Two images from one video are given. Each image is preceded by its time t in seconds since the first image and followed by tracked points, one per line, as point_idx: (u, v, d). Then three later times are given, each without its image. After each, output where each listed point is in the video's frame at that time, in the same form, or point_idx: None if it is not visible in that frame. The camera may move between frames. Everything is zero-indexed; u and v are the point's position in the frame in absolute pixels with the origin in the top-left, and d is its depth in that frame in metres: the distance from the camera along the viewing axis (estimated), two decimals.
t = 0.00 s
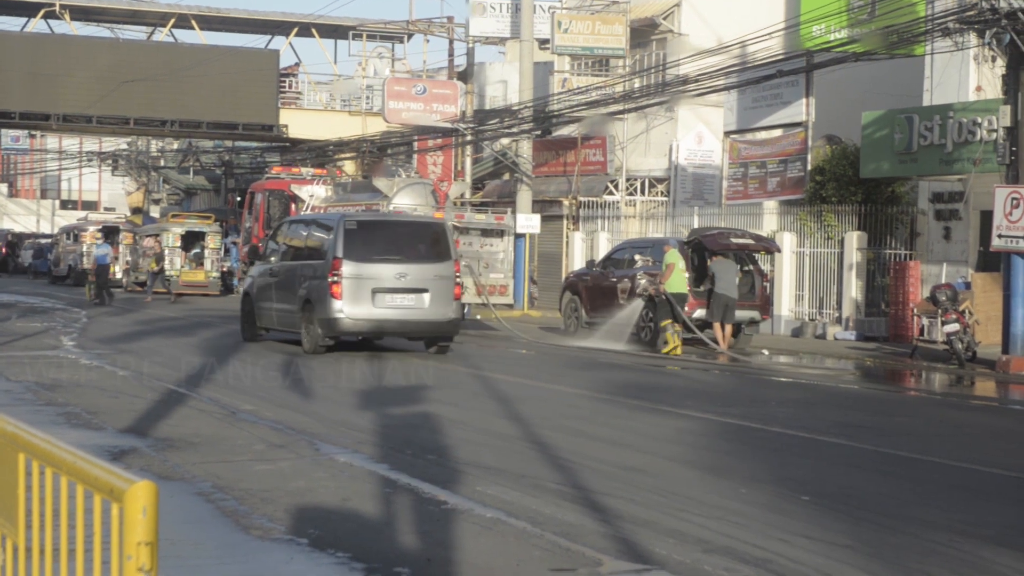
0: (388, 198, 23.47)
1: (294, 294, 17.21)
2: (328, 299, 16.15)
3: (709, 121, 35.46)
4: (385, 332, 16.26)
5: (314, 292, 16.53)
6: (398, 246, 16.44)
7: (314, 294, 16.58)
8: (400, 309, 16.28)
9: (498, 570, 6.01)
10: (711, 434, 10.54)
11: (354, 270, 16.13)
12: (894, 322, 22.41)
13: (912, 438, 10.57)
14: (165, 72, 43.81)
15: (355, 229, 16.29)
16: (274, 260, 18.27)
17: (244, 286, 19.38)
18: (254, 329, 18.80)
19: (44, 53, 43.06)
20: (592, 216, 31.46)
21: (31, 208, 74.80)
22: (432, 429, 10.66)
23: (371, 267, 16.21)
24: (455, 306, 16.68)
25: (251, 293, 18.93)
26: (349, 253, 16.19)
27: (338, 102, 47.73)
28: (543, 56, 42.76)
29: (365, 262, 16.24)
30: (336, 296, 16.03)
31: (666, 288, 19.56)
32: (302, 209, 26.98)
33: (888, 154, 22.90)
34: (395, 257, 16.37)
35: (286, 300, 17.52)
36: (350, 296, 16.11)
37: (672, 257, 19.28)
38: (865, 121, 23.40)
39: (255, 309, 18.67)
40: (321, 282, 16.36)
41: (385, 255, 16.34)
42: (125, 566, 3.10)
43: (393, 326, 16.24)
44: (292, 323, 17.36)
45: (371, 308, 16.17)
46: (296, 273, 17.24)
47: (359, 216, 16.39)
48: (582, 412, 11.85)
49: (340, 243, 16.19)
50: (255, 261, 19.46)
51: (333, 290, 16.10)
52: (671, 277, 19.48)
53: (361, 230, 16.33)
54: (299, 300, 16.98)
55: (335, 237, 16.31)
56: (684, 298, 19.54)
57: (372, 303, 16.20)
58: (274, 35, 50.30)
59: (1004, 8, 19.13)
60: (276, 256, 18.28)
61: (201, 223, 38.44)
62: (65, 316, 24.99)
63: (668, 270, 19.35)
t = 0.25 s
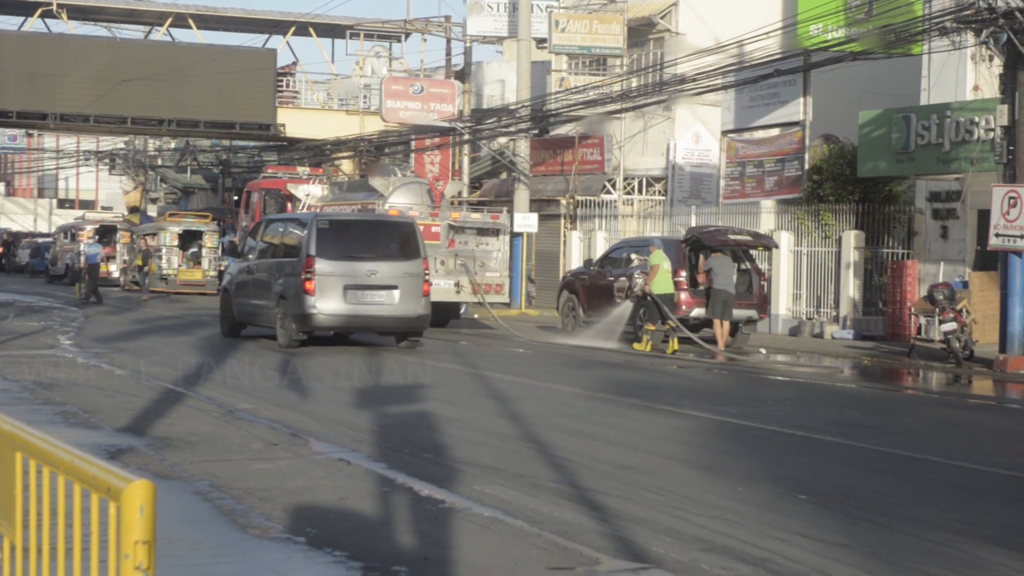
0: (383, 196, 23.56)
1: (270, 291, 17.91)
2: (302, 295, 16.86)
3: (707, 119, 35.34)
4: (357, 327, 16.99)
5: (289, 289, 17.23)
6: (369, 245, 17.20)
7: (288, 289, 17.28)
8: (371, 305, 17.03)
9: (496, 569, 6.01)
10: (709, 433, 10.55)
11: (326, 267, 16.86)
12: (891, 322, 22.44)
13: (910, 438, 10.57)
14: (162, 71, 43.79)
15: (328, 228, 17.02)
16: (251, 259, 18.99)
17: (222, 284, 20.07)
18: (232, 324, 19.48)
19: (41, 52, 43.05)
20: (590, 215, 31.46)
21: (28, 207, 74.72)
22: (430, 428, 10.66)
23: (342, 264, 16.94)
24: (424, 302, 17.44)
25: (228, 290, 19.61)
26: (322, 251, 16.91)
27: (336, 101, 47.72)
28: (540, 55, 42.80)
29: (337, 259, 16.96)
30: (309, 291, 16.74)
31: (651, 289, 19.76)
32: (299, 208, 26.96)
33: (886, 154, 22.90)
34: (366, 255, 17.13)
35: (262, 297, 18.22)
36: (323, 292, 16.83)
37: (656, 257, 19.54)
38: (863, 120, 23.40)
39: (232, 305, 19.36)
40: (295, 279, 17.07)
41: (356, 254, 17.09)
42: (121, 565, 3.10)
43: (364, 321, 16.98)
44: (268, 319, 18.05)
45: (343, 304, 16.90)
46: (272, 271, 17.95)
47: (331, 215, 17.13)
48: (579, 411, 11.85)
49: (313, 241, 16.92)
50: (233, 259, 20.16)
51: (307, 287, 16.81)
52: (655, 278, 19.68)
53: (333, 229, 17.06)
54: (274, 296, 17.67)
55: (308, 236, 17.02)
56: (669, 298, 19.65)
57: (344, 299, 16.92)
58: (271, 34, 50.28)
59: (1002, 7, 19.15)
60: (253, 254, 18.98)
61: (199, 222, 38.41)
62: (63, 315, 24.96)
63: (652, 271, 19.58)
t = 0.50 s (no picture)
0: (382, 197, 23.66)
1: (250, 289, 18.67)
2: (279, 294, 17.63)
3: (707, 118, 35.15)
4: (332, 324, 17.79)
5: (267, 287, 18.00)
6: (344, 245, 17.99)
7: (268, 287, 18.05)
8: (345, 303, 17.83)
9: (496, 569, 6.02)
10: (708, 433, 10.55)
11: (303, 266, 17.63)
12: (891, 322, 22.46)
13: (911, 438, 10.56)
14: (161, 71, 43.78)
15: (304, 229, 17.78)
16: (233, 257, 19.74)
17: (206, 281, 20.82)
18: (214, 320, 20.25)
19: (41, 52, 43.05)
20: (589, 216, 31.46)
21: (28, 207, 74.70)
22: (429, 428, 10.66)
23: (318, 263, 17.72)
24: (398, 299, 18.24)
25: (211, 287, 20.36)
26: (299, 251, 17.68)
27: (336, 101, 47.74)
28: (540, 55, 42.83)
29: (312, 259, 17.74)
30: (285, 289, 17.51)
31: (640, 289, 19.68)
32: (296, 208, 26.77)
33: (886, 154, 22.91)
34: (341, 255, 17.91)
35: (243, 294, 18.98)
36: (300, 290, 17.61)
37: (641, 257, 19.56)
38: (863, 120, 23.40)
39: (215, 302, 20.13)
40: (273, 277, 17.83)
41: (332, 253, 17.88)
42: (121, 566, 3.09)
43: (339, 318, 17.78)
44: (249, 315, 18.81)
45: (319, 302, 17.69)
46: (252, 270, 18.71)
47: (308, 216, 17.89)
48: (579, 412, 11.84)
49: (291, 241, 17.68)
50: (216, 256, 20.92)
51: (284, 285, 17.59)
52: (643, 277, 19.66)
53: (310, 229, 17.83)
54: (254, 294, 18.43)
55: (286, 236, 17.78)
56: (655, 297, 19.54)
57: (319, 297, 17.71)
58: (271, 34, 50.29)
59: (1001, 7, 19.17)
60: (235, 253, 19.76)
61: (198, 223, 38.39)
62: (63, 315, 24.95)
63: (637, 270, 19.57)
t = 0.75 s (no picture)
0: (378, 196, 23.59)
1: (229, 287, 19.15)
2: (257, 292, 18.15)
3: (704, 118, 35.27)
4: (309, 321, 18.34)
5: (246, 286, 18.50)
6: (320, 244, 18.56)
7: (246, 286, 18.55)
8: (322, 300, 18.39)
9: (494, 568, 6.02)
10: (706, 433, 10.56)
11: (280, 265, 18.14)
12: (890, 321, 22.50)
13: (909, 438, 10.56)
14: (159, 71, 43.75)
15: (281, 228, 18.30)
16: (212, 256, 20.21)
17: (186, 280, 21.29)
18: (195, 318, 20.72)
19: (39, 51, 43.03)
20: (587, 215, 31.47)
21: (25, 207, 74.69)
22: (427, 428, 10.66)
23: (294, 262, 18.28)
24: (371, 296, 18.85)
25: (192, 286, 20.83)
26: (276, 250, 18.21)
27: (334, 101, 47.76)
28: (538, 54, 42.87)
29: (289, 258, 18.31)
30: (263, 287, 18.04)
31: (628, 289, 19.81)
32: (293, 207, 26.78)
33: (883, 153, 22.93)
34: (317, 254, 18.48)
35: (222, 292, 19.46)
36: (277, 288, 18.13)
37: (629, 256, 19.69)
38: (861, 120, 23.39)
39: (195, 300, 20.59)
40: (251, 276, 18.34)
41: (307, 252, 18.43)
42: (118, 565, 3.10)
43: (315, 315, 18.33)
44: (229, 314, 19.27)
45: (296, 299, 18.22)
46: (230, 268, 19.20)
47: (284, 216, 18.42)
48: (577, 412, 11.84)
49: (268, 241, 18.19)
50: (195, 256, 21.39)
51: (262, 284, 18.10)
52: (631, 278, 19.76)
53: (286, 229, 18.37)
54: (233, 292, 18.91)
55: (264, 236, 18.29)
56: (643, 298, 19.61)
57: (296, 295, 18.25)
58: (269, 34, 50.27)
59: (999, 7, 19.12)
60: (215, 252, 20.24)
61: (196, 223, 38.31)
62: (61, 314, 24.92)
63: (625, 270, 19.68)
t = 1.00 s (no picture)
0: (376, 196, 23.57)
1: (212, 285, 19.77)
2: (239, 288, 18.78)
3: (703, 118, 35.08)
4: (289, 316, 18.98)
5: (228, 282, 19.12)
6: (299, 243, 19.22)
7: (228, 283, 19.19)
8: (301, 297, 19.03)
9: (493, 568, 6.02)
10: (704, 432, 10.56)
11: (261, 263, 18.79)
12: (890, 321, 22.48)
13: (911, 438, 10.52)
14: (158, 70, 43.67)
15: (262, 227, 18.96)
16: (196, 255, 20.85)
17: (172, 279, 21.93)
18: (179, 314, 21.33)
19: (39, 50, 42.99)
20: (586, 214, 31.47)
21: (24, 206, 74.62)
22: (426, 427, 10.65)
23: (275, 259, 18.91)
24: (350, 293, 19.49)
25: (177, 284, 21.46)
26: (256, 248, 18.86)
27: (333, 101, 47.77)
28: (537, 54, 42.87)
29: (269, 255, 18.94)
30: (245, 283, 18.68)
31: (618, 286, 20.21)
32: (292, 207, 26.95)
33: (882, 153, 22.93)
34: (296, 251, 19.13)
35: (205, 289, 20.08)
36: (258, 285, 18.77)
37: (620, 255, 20.00)
38: (859, 119, 23.38)
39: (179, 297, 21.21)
40: (233, 273, 18.98)
41: (287, 250, 19.08)
42: (118, 564, 3.10)
43: (295, 310, 18.98)
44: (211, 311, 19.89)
45: (276, 295, 18.86)
46: (213, 266, 19.83)
47: (264, 216, 19.08)
48: (577, 411, 11.82)
49: (249, 239, 18.84)
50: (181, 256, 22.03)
51: (243, 280, 18.75)
52: (621, 275, 20.13)
53: (266, 228, 19.03)
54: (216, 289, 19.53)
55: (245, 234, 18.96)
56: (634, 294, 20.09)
57: (276, 291, 18.88)
58: (268, 33, 50.25)
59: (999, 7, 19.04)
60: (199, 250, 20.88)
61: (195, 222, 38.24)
62: (59, 314, 24.85)
63: (617, 268, 20.02)
